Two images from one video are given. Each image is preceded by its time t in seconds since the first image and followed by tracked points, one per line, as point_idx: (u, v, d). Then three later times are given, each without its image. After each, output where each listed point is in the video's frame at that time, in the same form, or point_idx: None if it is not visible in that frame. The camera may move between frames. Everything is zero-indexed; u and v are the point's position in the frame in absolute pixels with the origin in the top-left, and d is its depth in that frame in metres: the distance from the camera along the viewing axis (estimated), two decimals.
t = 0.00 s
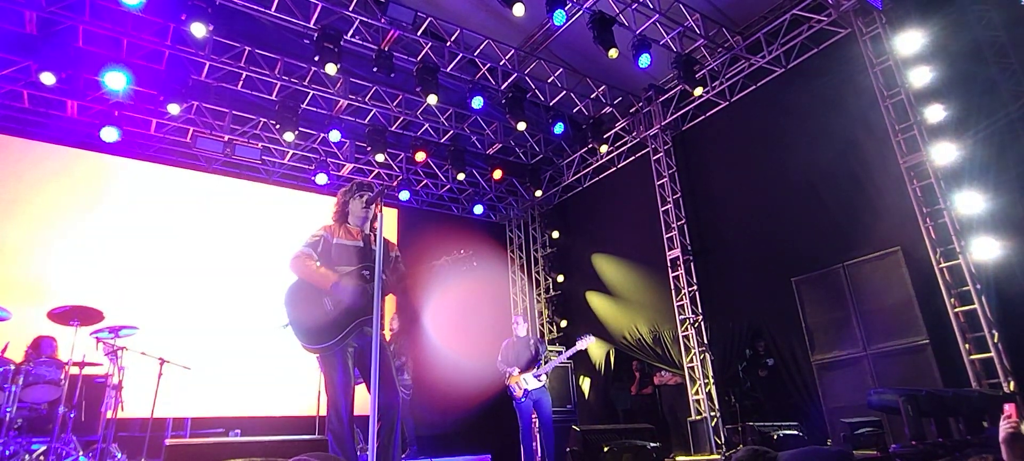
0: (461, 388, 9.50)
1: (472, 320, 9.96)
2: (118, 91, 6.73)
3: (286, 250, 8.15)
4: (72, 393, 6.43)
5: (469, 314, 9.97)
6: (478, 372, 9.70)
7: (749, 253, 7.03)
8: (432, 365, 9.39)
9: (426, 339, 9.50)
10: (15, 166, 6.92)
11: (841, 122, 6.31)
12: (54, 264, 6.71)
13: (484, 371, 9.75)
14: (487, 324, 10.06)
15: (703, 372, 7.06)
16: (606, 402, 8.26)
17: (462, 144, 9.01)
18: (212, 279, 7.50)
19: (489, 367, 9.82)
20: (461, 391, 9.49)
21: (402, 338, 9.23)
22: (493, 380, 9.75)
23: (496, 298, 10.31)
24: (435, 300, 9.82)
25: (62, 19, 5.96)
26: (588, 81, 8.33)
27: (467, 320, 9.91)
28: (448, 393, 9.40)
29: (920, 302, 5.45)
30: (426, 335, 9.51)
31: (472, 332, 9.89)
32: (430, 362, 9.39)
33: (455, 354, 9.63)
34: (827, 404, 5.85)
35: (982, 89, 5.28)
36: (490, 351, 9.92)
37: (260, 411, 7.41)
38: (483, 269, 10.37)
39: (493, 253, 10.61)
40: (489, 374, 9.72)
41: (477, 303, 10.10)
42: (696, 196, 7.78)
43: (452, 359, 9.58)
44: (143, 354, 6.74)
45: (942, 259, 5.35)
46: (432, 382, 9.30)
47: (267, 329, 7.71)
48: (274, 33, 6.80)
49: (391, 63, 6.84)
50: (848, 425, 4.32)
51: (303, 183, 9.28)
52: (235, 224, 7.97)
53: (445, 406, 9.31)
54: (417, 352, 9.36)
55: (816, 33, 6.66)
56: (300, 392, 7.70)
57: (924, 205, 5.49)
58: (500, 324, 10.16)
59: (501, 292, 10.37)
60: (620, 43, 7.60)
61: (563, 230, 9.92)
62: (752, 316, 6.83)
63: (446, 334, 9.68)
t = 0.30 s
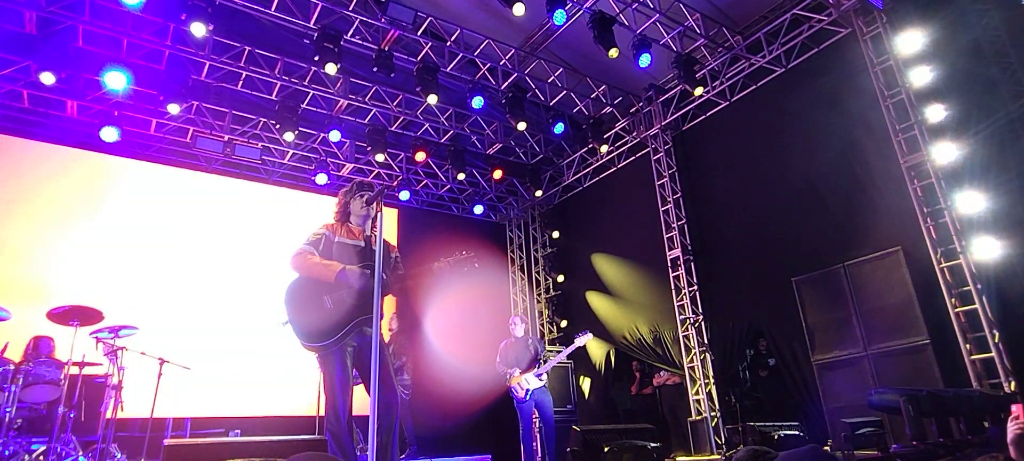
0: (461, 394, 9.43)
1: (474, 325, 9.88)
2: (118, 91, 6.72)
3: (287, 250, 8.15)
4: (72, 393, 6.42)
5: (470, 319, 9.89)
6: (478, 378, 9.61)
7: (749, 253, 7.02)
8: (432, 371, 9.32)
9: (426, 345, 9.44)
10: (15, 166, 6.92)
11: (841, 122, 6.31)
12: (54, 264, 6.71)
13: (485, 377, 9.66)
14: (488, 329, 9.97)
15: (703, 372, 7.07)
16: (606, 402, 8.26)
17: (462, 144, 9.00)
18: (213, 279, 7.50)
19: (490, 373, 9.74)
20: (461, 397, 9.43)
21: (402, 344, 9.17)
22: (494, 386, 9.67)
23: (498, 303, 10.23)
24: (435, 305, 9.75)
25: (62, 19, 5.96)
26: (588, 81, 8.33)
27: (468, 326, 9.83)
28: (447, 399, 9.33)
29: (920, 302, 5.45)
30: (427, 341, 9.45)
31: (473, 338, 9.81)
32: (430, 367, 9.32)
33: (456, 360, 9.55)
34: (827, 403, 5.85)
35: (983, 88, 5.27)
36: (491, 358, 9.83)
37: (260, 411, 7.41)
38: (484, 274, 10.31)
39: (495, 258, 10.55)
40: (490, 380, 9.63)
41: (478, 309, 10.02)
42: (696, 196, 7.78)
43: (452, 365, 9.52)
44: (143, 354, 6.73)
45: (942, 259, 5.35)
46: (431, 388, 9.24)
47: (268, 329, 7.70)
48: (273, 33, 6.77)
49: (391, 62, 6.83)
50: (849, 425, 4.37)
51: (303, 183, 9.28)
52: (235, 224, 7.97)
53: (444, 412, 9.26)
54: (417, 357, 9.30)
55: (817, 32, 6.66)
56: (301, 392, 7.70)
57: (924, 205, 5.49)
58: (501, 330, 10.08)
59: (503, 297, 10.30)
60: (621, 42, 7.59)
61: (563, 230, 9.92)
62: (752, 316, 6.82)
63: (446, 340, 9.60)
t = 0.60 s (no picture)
0: (461, 394, 9.37)
1: (474, 325, 9.82)
2: (118, 91, 6.72)
3: (286, 250, 8.15)
4: (72, 393, 6.42)
5: (470, 319, 9.83)
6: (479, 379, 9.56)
7: (749, 252, 7.03)
8: (432, 371, 9.26)
9: (426, 345, 9.39)
10: (16, 166, 6.92)
11: (840, 122, 6.32)
12: (54, 265, 6.70)
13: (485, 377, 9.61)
14: (489, 330, 9.91)
15: (703, 372, 7.07)
16: (606, 402, 8.27)
17: (462, 144, 9.00)
18: (213, 280, 7.50)
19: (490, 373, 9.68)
20: (461, 398, 9.37)
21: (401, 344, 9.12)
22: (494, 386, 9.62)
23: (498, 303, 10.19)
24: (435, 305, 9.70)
25: (62, 19, 5.96)
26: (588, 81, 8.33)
27: (469, 326, 9.77)
28: (448, 399, 9.28)
29: (921, 302, 5.44)
30: (426, 341, 9.39)
31: (473, 338, 9.76)
32: (430, 367, 9.27)
33: (456, 360, 9.49)
34: (827, 404, 5.86)
35: (982, 88, 5.28)
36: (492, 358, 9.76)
37: (260, 411, 7.41)
38: (484, 274, 10.27)
39: (495, 259, 10.52)
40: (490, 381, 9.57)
41: (479, 309, 9.96)
42: (696, 197, 7.78)
43: (453, 365, 9.45)
44: (143, 355, 6.72)
45: (942, 259, 5.35)
46: (431, 388, 9.18)
47: (268, 329, 7.71)
48: (274, 32, 6.78)
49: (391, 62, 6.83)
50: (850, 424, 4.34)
51: (303, 183, 9.28)
52: (236, 224, 7.97)
53: (444, 412, 9.21)
54: (417, 358, 9.25)
55: (817, 32, 6.66)
56: (300, 392, 7.70)
57: (924, 205, 5.49)
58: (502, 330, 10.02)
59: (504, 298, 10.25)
60: (621, 42, 7.59)
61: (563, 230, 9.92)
62: (752, 316, 6.83)
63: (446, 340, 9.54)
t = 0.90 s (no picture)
0: (460, 392, 9.38)
1: (474, 324, 9.81)
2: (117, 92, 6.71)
3: (286, 251, 8.14)
4: (71, 394, 6.43)
5: (470, 317, 9.82)
6: (478, 376, 9.58)
7: (749, 252, 7.02)
8: (432, 369, 9.26)
9: (426, 343, 9.37)
10: (16, 167, 6.92)
11: (840, 122, 6.32)
12: (54, 265, 6.70)
13: (485, 376, 9.64)
14: (488, 327, 9.91)
15: (703, 372, 7.05)
16: (606, 402, 8.26)
17: (462, 144, 9.00)
18: (212, 280, 7.49)
19: (490, 370, 9.71)
20: (461, 395, 9.38)
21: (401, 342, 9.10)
22: (493, 384, 9.66)
23: (498, 302, 10.17)
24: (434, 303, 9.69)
25: (62, 19, 5.96)
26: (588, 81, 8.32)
27: (468, 324, 9.76)
28: (447, 397, 9.28)
29: (920, 302, 5.44)
30: (426, 339, 9.38)
31: (473, 336, 9.74)
32: (429, 365, 9.26)
33: (455, 358, 9.49)
34: (827, 404, 5.86)
35: (982, 88, 5.28)
36: (491, 355, 9.79)
37: (259, 412, 7.39)
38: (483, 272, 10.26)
39: (494, 257, 10.50)
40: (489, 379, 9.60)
41: (478, 307, 9.95)
42: (696, 197, 7.78)
43: (452, 363, 9.46)
44: (142, 355, 6.71)
45: (942, 258, 5.35)
46: (430, 386, 9.18)
47: (267, 329, 7.70)
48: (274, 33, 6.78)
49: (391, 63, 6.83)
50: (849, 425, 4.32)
51: (302, 183, 9.27)
52: (235, 224, 7.97)
53: (443, 410, 9.21)
54: (417, 356, 9.25)
55: (817, 32, 6.66)
56: (300, 392, 7.69)
57: (924, 205, 5.49)
58: (502, 328, 10.01)
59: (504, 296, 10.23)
60: (621, 42, 7.59)
61: (563, 230, 9.92)
62: (752, 316, 6.82)
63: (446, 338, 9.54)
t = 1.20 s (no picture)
0: (461, 391, 9.40)
1: (475, 323, 9.81)
2: (117, 93, 6.71)
3: (286, 250, 8.13)
4: (72, 394, 6.43)
5: (470, 316, 9.82)
6: (479, 375, 9.60)
7: (749, 252, 7.02)
8: (433, 369, 9.26)
9: (427, 344, 9.35)
10: (16, 168, 6.92)
11: (840, 121, 6.32)
12: (54, 266, 6.70)
13: (486, 374, 9.66)
14: (489, 326, 9.91)
15: (703, 372, 7.05)
16: (606, 402, 8.26)
17: (462, 144, 9.00)
18: (212, 281, 7.48)
19: (491, 369, 9.73)
20: (461, 394, 9.40)
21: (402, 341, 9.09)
22: (494, 384, 9.67)
23: (499, 302, 10.15)
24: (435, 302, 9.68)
25: (61, 20, 5.96)
26: (588, 81, 8.32)
27: (469, 323, 9.76)
28: (448, 395, 9.30)
29: (921, 301, 5.45)
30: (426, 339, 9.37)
31: (473, 337, 9.72)
32: (430, 365, 9.27)
33: (456, 359, 9.48)
34: (827, 404, 5.86)
35: (982, 87, 5.28)
36: (492, 354, 9.80)
37: (260, 412, 7.39)
38: (484, 271, 10.25)
39: (495, 255, 10.49)
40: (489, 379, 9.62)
41: (479, 305, 9.94)
42: (696, 196, 7.77)
43: (453, 361, 9.47)
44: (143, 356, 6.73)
45: (942, 257, 5.35)
46: (431, 386, 9.18)
47: (267, 329, 7.70)
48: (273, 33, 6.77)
49: (391, 63, 6.82)
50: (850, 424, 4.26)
51: (302, 184, 9.27)
52: (235, 224, 7.97)
53: (445, 408, 9.22)
54: (417, 354, 9.25)
55: (816, 32, 6.65)
56: (300, 393, 7.69)
57: (924, 204, 5.49)
58: (502, 326, 10.01)
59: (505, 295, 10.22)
60: (620, 42, 7.59)
61: (563, 230, 9.92)
62: (752, 316, 6.82)
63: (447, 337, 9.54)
